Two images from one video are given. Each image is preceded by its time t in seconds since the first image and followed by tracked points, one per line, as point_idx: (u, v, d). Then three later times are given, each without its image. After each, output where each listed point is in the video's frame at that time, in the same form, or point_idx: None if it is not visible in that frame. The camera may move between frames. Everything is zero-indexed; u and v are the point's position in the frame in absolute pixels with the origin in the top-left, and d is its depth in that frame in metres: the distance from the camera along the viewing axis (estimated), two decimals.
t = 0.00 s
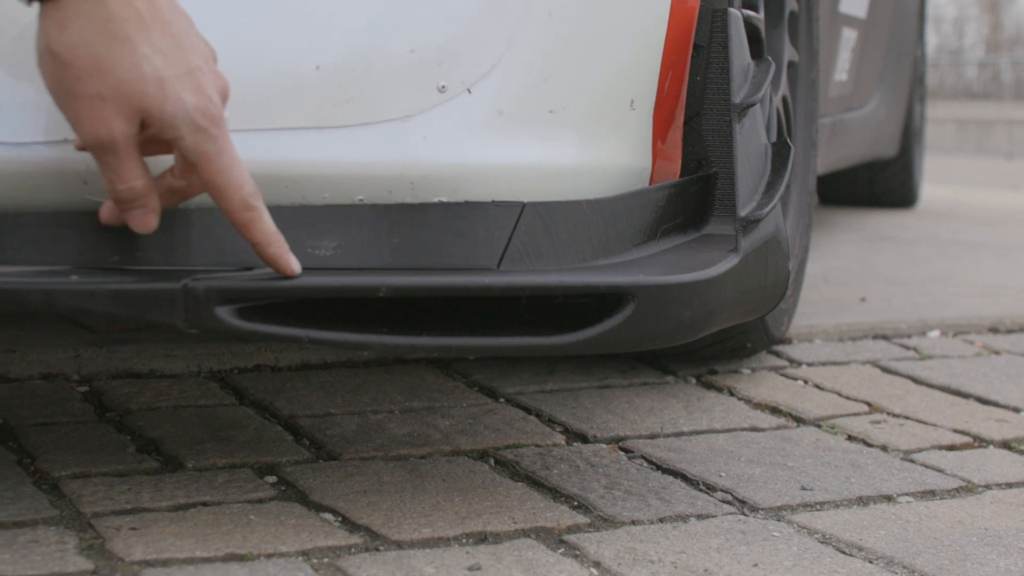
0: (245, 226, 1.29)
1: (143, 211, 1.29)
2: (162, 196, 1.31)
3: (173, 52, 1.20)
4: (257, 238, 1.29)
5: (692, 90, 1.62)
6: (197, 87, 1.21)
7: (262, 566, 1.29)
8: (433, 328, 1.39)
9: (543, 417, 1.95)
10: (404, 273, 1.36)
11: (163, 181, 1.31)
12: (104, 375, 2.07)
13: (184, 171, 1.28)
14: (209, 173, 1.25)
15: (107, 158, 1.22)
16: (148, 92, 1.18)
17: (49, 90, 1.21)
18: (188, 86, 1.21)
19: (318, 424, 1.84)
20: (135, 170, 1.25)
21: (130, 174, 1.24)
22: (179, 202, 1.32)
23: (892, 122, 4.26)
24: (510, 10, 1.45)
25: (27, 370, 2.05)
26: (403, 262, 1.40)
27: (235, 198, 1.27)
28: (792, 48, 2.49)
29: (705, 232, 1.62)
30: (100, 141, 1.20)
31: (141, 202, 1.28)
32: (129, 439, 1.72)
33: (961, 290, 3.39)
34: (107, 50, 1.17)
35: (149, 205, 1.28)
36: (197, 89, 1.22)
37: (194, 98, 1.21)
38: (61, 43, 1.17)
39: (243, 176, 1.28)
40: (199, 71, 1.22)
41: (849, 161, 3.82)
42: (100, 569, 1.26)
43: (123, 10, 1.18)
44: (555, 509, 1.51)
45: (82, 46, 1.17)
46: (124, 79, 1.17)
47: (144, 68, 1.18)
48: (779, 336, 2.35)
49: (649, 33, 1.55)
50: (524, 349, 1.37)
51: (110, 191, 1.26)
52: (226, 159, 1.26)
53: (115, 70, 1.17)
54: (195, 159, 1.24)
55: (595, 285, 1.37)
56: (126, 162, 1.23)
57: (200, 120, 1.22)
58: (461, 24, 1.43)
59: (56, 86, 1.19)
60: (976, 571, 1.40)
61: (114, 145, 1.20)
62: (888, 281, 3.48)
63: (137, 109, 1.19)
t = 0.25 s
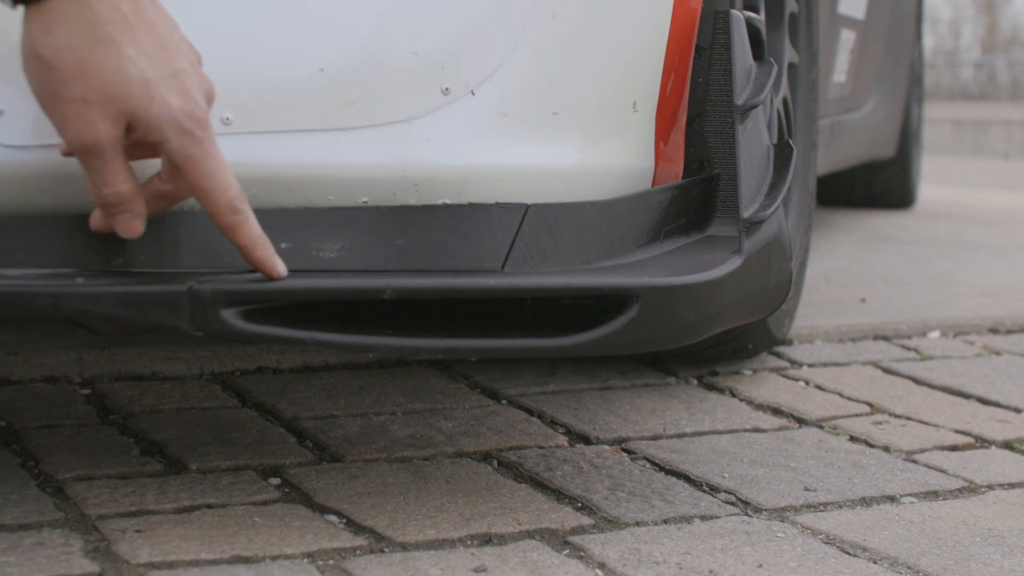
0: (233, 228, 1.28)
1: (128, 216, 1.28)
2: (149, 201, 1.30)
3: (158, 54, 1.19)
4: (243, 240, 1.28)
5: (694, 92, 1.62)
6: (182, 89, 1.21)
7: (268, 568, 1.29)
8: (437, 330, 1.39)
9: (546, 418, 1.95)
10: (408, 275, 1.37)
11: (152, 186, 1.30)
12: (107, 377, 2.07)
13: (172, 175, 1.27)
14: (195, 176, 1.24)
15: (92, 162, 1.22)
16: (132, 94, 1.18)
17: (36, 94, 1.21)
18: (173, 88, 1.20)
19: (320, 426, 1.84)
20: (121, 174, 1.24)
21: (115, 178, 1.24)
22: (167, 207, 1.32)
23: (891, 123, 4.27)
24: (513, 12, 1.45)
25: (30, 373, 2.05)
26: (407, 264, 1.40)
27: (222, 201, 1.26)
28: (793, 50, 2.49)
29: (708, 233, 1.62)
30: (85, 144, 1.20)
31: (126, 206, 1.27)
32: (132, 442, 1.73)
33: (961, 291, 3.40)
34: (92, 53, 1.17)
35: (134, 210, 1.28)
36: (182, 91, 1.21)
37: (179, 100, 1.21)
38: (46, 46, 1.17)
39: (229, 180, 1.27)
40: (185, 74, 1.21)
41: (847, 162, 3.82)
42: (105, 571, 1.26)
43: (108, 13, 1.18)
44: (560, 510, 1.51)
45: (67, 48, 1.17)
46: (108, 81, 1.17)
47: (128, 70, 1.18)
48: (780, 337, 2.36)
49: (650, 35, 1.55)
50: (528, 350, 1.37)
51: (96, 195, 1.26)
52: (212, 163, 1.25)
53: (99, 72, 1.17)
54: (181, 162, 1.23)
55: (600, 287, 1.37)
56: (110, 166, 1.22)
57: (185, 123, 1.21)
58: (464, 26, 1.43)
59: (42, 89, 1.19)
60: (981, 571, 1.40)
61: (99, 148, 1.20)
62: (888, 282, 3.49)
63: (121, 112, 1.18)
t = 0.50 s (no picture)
0: (220, 230, 1.27)
1: (111, 221, 1.28)
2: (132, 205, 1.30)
3: (144, 57, 1.19)
4: (229, 241, 1.28)
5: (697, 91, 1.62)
6: (168, 92, 1.20)
7: (274, 567, 1.29)
8: (441, 330, 1.39)
9: (548, 418, 1.96)
10: (412, 275, 1.37)
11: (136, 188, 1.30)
12: (108, 378, 2.07)
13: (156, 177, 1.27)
14: (180, 178, 1.24)
15: (76, 166, 1.21)
16: (118, 97, 1.17)
17: (20, 97, 1.20)
18: (158, 91, 1.20)
19: (323, 426, 1.84)
20: (105, 179, 1.24)
21: (100, 183, 1.23)
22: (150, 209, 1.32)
23: (889, 123, 4.28)
24: (516, 13, 1.45)
25: (31, 373, 2.05)
26: (412, 264, 1.41)
27: (208, 203, 1.26)
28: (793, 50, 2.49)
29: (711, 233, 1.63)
30: (70, 147, 1.19)
31: (109, 211, 1.27)
32: (135, 442, 1.73)
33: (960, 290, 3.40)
34: (77, 56, 1.16)
35: (117, 215, 1.28)
36: (167, 94, 1.21)
37: (165, 104, 1.20)
38: (32, 48, 1.17)
39: (215, 182, 1.27)
40: (170, 77, 1.21)
41: (846, 162, 3.83)
42: (111, 572, 1.26)
43: (93, 15, 1.17)
44: (564, 510, 1.52)
45: (52, 51, 1.16)
46: (94, 84, 1.17)
47: (114, 73, 1.17)
48: (781, 337, 2.36)
49: (653, 34, 1.55)
50: (532, 350, 1.37)
51: (80, 200, 1.26)
52: (197, 165, 1.25)
53: (85, 75, 1.16)
54: (166, 165, 1.23)
55: (604, 286, 1.38)
56: (95, 171, 1.22)
57: (171, 126, 1.21)
58: (468, 26, 1.43)
59: (27, 92, 1.18)
60: (984, 570, 1.40)
61: (84, 151, 1.20)
62: (887, 282, 3.49)
63: (106, 115, 1.18)
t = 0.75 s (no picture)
0: (209, 231, 1.28)
1: (98, 226, 1.28)
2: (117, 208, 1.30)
3: (130, 58, 1.19)
4: (218, 241, 1.29)
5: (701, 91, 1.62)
6: (154, 93, 1.20)
7: (280, 567, 1.29)
8: (446, 330, 1.39)
9: (551, 418, 1.96)
10: (417, 274, 1.37)
11: (125, 191, 1.30)
12: (111, 378, 2.07)
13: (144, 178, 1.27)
14: (168, 180, 1.24)
15: (63, 168, 1.21)
16: (104, 99, 1.17)
17: (6, 98, 1.20)
18: (144, 92, 1.20)
19: (326, 426, 1.84)
20: (92, 182, 1.24)
21: (87, 186, 1.23)
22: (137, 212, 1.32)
23: (887, 123, 4.28)
24: (520, 12, 1.45)
25: (34, 373, 2.05)
26: (417, 263, 1.41)
27: (197, 204, 1.27)
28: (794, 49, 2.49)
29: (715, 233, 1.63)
30: (56, 149, 1.19)
31: (96, 216, 1.27)
32: (139, 442, 1.73)
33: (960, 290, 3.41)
34: (63, 57, 1.16)
35: (103, 220, 1.27)
36: (153, 96, 1.20)
37: (151, 105, 1.20)
38: (17, 49, 1.16)
39: (202, 183, 1.27)
40: (156, 78, 1.21)
41: (845, 162, 3.83)
42: (117, 571, 1.26)
43: (79, 16, 1.17)
44: (568, 509, 1.52)
45: (38, 52, 1.16)
46: (80, 85, 1.17)
47: (100, 74, 1.17)
48: (783, 337, 2.36)
49: (655, 34, 1.55)
50: (538, 350, 1.37)
51: (66, 204, 1.25)
52: (185, 166, 1.25)
53: (71, 77, 1.16)
54: (153, 166, 1.23)
55: (609, 286, 1.38)
56: (82, 173, 1.22)
57: (157, 127, 1.21)
58: (473, 26, 1.43)
59: (13, 94, 1.18)
60: (989, 569, 1.41)
61: (71, 153, 1.20)
62: (887, 281, 3.50)
63: (93, 117, 1.18)
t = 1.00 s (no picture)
0: (201, 232, 1.27)
1: (86, 230, 1.27)
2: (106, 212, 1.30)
3: (119, 61, 1.19)
4: (212, 243, 1.28)
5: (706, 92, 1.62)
6: (143, 96, 1.20)
7: (287, 567, 1.30)
8: (453, 330, 1.40)
9: (555, 418, 1.96)
10: (424, 274, 1.37)
11: (113, 195, 1.31)
12: (115, 378, 2.07)
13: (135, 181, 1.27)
14: (158, 181, 1.24)
15: (52, 170, 1.21)
16: (92, 100, 1.18)
17: None
18: (132, 95, 1.20)
19: (331, 426, 1.84)
20: (81, 185, 1.24)
21: (76, 189, 1.23)
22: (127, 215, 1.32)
23: (887, 123, 4.29)
24: (525, 13, 1.45)
25: (38, 374, 2.05)
26: (423, 263, 1.41)
27: (188, 206, 1.26)
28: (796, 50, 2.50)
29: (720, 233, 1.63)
30: (45, 152, 1.20)
31: (84, 220, 1.27)
32: (144, 442, 1.73)
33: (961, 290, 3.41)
34: (52, 59, 1.17)
35: (92, 224, 1.27)
36: (142, 98, 1.21)
37: (140, 107, 1.20)
38: (6, 52, 1.18)
39: (194, 185, 1.26)
40: (145, 81, 1.21)
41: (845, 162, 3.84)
42: (125, 571, 1.27)
43: (68, 19, 1.18)
44: (574, 509, 1.52)
45: (27, 55, 1.17)
46: (68, 88, 1.17)
47: (88, 76, 1.18)
48: (786, 337, 2.37)
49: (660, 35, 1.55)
50: (544, 351, 1.37)
51: (55, 207, 1.25)
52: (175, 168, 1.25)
53: (59, 79, 1.17)
54: (143, 168, 1.23)
55: (615, 286, 1.38)
56: (71, 176, 1.22)
57: (146, 129, 1.21)
58: (478, 26, 1.44)
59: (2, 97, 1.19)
60: (995, 568, 1.41)
61: (60, 155, 1.20)
62: (888, 281, 3.50)
63: (81, 119, 1.18)
